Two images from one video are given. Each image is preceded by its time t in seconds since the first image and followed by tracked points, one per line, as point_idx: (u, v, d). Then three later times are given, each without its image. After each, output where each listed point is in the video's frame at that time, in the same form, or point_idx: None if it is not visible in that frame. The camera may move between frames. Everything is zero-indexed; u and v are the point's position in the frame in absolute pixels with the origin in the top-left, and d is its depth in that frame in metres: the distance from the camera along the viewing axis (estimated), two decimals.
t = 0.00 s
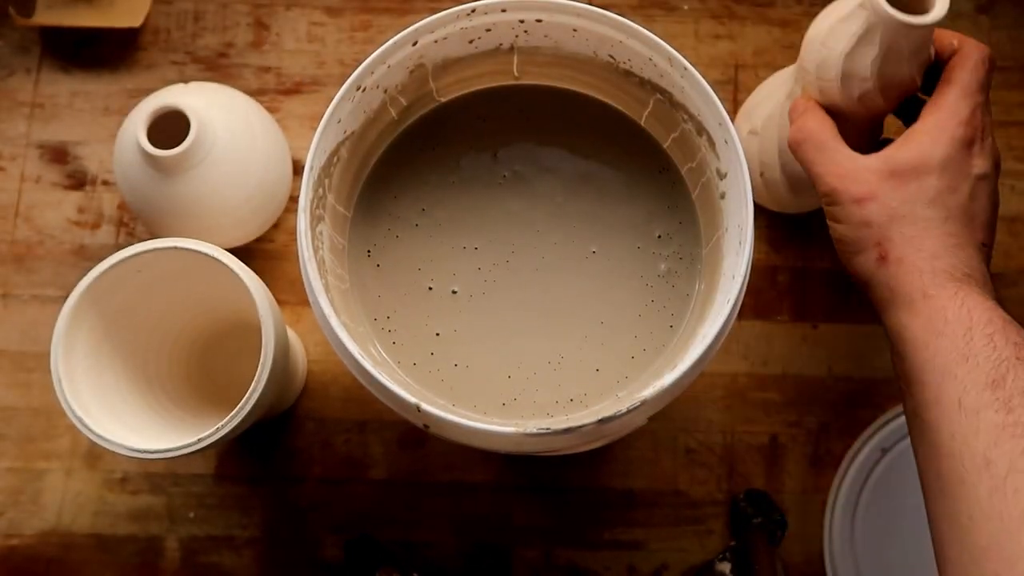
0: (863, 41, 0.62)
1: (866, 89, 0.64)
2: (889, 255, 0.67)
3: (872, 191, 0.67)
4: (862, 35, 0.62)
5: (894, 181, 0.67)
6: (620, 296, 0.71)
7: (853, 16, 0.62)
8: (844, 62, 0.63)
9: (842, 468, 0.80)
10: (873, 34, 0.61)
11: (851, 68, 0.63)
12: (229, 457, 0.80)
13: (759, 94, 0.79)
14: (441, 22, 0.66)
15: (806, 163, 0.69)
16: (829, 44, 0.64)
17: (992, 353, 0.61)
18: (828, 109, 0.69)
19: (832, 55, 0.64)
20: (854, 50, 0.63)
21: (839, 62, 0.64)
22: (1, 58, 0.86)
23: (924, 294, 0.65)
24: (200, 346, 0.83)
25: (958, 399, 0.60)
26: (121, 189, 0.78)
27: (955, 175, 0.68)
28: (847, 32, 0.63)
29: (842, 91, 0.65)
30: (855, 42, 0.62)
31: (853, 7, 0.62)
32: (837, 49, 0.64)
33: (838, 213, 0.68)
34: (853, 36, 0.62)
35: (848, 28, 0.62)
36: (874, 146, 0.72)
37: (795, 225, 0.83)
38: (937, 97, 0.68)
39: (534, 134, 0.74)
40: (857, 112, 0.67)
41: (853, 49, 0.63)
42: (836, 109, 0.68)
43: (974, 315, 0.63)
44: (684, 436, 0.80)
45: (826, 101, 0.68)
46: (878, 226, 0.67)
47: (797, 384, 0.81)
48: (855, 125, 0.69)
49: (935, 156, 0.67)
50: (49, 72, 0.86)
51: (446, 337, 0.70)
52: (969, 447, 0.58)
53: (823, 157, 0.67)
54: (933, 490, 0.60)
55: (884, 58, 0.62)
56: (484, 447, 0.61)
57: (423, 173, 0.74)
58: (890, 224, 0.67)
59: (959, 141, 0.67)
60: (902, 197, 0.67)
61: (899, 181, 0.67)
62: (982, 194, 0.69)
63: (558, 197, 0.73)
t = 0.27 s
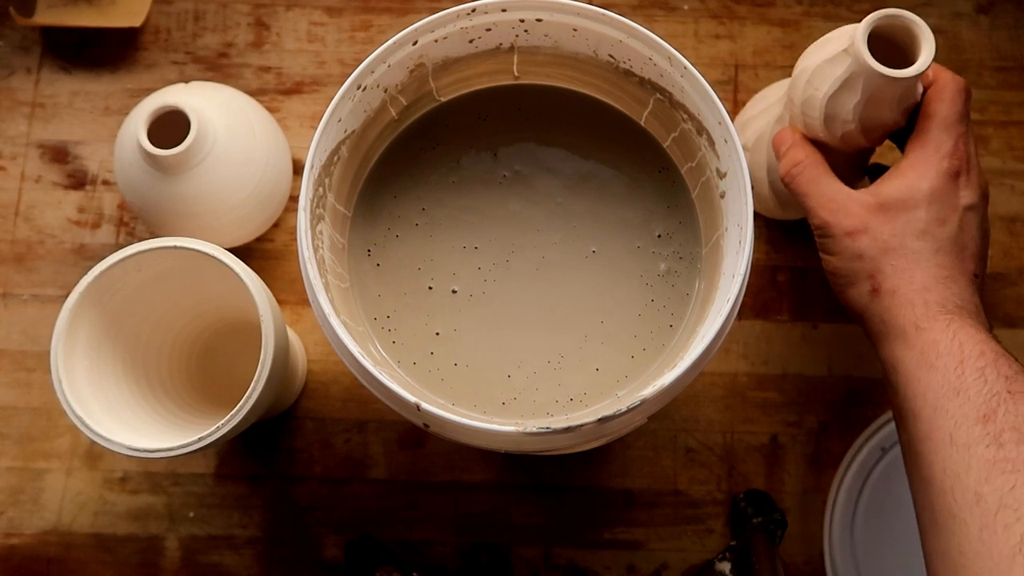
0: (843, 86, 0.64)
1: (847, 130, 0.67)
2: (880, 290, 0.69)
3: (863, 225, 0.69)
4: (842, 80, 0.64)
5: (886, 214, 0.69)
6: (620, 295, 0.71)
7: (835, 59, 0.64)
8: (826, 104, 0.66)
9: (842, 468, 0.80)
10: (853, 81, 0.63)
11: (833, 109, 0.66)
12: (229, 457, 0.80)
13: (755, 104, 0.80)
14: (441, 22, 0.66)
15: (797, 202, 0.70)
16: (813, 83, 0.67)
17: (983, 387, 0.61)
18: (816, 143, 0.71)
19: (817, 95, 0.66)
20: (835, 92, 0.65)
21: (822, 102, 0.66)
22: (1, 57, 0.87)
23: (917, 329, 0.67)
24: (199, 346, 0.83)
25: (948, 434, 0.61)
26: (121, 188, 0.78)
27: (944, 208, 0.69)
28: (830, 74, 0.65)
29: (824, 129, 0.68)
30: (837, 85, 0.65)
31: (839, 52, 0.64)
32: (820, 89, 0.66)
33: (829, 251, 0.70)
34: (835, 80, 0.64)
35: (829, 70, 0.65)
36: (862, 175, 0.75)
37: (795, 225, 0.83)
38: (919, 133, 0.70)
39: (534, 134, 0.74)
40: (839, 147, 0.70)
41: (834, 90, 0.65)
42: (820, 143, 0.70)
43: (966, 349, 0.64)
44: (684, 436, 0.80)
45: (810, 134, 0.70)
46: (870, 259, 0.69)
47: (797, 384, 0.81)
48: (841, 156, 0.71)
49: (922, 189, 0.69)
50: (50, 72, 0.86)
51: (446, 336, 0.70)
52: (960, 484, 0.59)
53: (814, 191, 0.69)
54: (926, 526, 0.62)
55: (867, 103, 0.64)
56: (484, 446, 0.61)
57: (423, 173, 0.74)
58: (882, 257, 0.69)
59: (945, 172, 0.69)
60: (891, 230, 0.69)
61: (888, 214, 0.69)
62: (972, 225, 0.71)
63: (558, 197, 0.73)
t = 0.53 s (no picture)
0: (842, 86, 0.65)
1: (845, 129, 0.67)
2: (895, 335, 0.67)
3: (873, 264, 0.68)
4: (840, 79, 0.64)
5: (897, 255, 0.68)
6: (620, 295, 0.71)
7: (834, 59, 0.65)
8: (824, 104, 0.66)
9: (842, 467, 0.79)
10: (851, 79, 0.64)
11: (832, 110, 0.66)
12: (229, 457, 0.80)
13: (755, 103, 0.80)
14: (441, 22, 0.66)
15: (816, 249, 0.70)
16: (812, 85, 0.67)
17: (990, 453, 0.61)
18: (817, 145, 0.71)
19: (817, 95, 0.67)
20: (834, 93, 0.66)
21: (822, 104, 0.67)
22: (1, 57, 0.87)
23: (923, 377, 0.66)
24: (199, 346, 0.83)
25: (951, 495, 0.61)
26: (121, 188, 0.78)
27: (953, 250, 0.69)
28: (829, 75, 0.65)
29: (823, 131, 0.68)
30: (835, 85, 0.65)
31: (839, 52, 0.64)
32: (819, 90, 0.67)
33: (850, 301, 0.69)
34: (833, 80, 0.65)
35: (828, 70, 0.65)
36: (862, 177, 0.76)
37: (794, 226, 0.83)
38: (928, 172, 0.70)
39: (534, 135, 0.74)
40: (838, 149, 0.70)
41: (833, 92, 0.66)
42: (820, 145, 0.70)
43: (974, 404, 0.64)
44: (684, 436, 0.80)
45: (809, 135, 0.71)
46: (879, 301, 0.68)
47: (797, 384, 0.81)
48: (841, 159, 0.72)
49: (932, 231, 0.68)
50: (50, 72, 0.86)
51: (446, 337, 0.70)
52: (961, 552, 0.59)
53: (820, 225, 0.70)
54: (928, 570, 0.61)
55: (867, 104, 0.64)
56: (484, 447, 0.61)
57: (423, 173, 0.74)
58: (891, 298, 0.68)
59: (955, 215, 0.69)
60: (902, 269, 0.68)
61: (899, 255, 0.68)
62: (982, 268, 0.71)
63: (558, 197, 0.73)
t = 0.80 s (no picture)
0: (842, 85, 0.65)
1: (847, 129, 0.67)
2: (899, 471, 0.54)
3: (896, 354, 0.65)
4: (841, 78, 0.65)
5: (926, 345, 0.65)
6: (620, 295, 0.71)
7: (834, 59, 0.66)
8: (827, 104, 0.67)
9: (842, 468, 0.79)
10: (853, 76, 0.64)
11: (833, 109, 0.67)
12: (229, 457, 0.80)
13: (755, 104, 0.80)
14: (441, 22, 0.66)
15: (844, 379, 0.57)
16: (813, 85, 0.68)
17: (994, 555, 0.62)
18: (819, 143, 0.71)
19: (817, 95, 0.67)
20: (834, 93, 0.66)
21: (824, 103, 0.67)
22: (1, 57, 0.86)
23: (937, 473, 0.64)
24: (200, 346, 0.83)
25: None
26: (121, 188, 0.78)
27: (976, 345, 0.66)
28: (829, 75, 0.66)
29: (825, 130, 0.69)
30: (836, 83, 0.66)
31: (839, 52, 0.65)
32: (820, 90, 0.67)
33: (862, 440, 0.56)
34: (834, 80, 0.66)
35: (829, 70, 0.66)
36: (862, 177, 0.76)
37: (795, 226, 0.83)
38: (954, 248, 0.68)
39: (534, 135, 0.74)
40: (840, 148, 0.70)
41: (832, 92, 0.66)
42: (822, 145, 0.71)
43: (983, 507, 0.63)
44: (684, 436, 0.80)
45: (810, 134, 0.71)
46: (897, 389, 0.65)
47: (797, 384, 0.81)
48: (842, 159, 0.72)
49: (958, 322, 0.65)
50: (50, 72, 0.86)
51: (446, 337, 0.70)
52: None
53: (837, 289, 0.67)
54: None
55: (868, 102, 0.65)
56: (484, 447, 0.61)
57: (423, 173, 0.74)
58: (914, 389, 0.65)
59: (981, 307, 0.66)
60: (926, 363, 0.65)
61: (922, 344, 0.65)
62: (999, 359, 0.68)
63: (558, 197, 0.73)
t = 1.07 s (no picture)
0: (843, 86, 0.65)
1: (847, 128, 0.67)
2: None
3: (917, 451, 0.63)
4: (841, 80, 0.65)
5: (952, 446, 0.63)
6: (620, 295, 0.71)
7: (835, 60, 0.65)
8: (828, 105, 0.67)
9: (842, 468, 0.79)
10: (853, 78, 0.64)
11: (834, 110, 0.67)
12: (229, 457, 0.80)
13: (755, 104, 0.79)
14: (441, 22, 0.66)
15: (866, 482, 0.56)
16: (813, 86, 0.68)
17: None
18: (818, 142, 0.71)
19: (817, 95, 0.67)
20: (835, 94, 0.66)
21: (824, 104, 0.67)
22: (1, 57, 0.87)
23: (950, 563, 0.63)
24: (199, 347, 0.83)
25: None
26: (121, 188, 0.78)
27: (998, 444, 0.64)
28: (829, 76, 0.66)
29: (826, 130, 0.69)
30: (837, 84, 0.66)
31: (839, 52, 0.65)
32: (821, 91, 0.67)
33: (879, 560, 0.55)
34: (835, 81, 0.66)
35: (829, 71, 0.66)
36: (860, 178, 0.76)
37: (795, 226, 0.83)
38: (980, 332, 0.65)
39: (534, 135, 0.74)
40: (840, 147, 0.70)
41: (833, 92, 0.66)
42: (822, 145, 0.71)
43: None
44: (684, 436, 0.80)
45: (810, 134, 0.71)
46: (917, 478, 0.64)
47: (797, 384, 0.81)
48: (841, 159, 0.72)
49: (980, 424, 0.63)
50: (50, 72, 0.86)
51: (446, 337, 0.70)
52: None
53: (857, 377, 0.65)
54: None
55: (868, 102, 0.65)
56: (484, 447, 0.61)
57: (423, 173, 0.74)
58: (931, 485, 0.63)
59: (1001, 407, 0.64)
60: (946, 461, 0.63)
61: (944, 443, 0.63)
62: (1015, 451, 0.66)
63: (558, 197, 0.73)
